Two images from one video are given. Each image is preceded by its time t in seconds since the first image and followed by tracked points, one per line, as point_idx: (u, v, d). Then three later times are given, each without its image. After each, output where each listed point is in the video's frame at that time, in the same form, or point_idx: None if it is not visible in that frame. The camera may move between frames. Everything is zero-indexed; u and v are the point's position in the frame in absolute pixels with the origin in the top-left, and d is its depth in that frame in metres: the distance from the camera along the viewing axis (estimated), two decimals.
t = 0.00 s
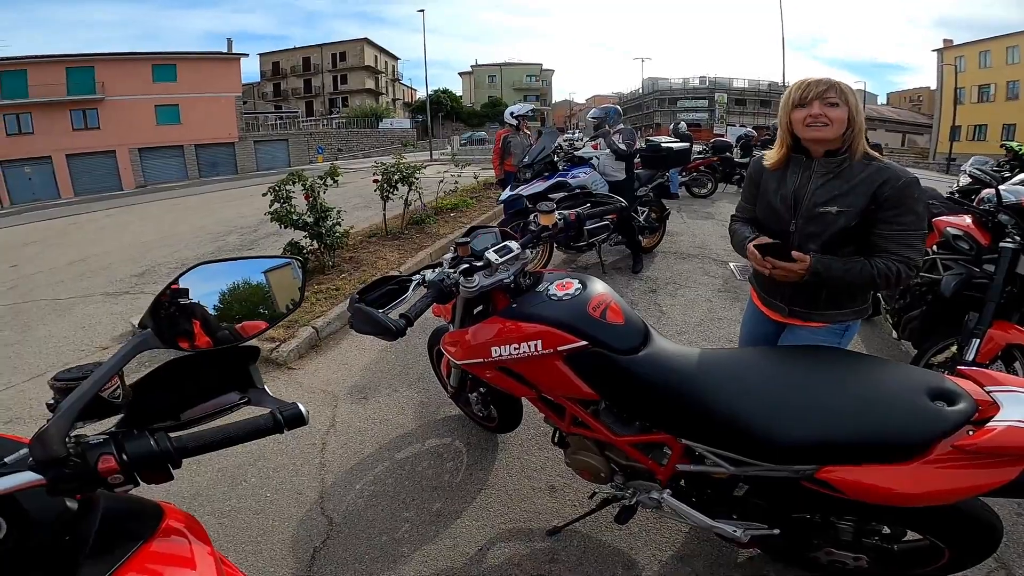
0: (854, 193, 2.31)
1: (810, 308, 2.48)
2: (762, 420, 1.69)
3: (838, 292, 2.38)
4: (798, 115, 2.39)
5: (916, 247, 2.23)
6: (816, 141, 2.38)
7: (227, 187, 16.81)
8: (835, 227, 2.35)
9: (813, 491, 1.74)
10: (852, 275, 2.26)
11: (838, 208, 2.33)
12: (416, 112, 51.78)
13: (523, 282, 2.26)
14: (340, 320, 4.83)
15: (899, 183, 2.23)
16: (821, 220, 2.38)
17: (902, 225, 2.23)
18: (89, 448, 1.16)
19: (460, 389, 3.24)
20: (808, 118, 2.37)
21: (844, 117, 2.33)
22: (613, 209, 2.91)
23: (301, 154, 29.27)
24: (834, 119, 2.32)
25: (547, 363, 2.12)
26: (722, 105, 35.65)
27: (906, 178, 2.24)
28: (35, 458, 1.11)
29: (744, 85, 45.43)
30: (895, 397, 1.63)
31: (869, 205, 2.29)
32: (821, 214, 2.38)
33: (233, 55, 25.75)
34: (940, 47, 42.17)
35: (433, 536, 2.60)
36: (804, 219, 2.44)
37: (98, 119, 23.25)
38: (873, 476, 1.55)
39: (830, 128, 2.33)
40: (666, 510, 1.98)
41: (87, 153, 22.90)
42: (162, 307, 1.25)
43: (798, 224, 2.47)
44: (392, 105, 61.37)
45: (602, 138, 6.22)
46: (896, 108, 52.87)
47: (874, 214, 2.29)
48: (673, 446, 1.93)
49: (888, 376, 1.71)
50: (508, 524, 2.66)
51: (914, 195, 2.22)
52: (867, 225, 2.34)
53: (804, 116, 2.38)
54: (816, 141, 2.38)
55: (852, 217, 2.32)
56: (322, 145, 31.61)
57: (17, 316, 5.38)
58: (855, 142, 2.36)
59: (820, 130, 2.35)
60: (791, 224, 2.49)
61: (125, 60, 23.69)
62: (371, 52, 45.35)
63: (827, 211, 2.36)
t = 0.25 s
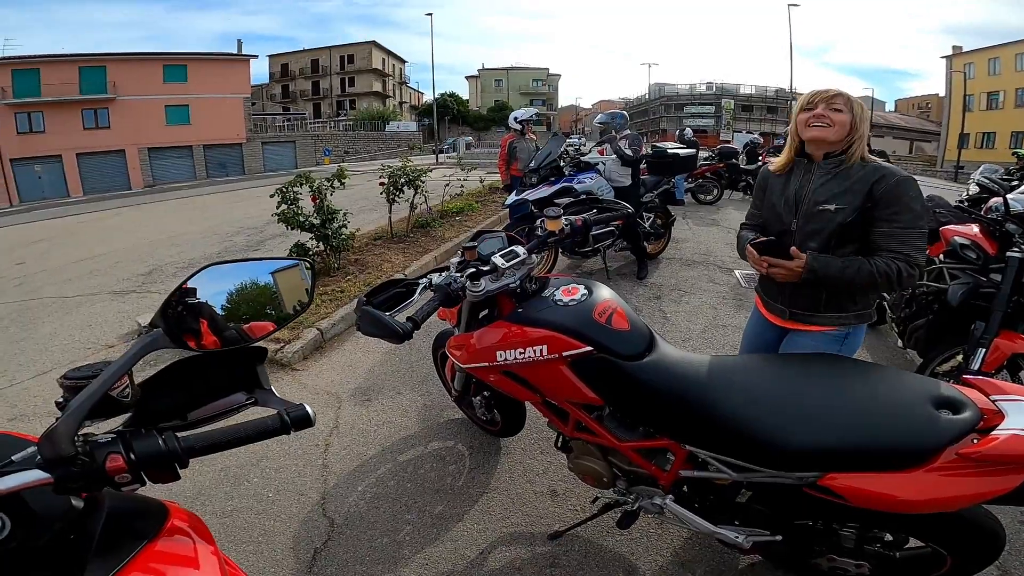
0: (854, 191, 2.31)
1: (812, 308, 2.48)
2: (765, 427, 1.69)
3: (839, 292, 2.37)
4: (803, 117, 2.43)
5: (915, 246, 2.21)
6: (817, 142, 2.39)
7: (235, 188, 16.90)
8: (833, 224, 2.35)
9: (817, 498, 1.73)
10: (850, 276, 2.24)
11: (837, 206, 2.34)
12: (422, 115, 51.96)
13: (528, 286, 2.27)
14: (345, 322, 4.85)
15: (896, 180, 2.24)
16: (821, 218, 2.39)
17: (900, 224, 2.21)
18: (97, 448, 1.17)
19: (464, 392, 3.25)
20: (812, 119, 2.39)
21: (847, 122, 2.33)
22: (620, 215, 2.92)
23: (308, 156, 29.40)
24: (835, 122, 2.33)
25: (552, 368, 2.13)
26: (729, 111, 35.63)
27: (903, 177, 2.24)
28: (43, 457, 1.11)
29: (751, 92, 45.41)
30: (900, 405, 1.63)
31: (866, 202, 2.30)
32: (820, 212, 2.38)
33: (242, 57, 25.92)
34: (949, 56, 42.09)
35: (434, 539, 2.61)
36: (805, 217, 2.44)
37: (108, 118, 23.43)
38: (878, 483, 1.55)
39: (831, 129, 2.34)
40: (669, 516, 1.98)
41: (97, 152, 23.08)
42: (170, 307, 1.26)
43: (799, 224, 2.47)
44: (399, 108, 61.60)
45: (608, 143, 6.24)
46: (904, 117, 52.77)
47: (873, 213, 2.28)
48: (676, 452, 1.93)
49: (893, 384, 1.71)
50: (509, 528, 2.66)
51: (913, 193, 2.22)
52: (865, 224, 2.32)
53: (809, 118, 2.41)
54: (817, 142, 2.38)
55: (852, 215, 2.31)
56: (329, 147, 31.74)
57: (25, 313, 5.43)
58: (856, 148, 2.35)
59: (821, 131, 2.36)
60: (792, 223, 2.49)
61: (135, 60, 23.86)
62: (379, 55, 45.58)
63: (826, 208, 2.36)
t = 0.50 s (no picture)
0: (861, 196, 2.32)
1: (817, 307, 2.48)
2: (783, 440, 1.69)
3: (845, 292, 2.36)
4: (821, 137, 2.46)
5: (916, 250, 2.21)
6: (833, 161, 2.42)
7: (252, 196, 17.13)
8: (838, 228, 2.36)
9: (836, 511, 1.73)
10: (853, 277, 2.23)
11: (843, 211, 2.35)
12: (436, 125, 52.38)
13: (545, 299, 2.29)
14: (360, 332, 4.90)
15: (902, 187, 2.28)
16: (828, 222, 2.40)
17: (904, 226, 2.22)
18: (126, 455, 1.21)
19: (478, 403, 3.27)
20: (827, 139, 2.43)
21: (861, 141, 2.34)
22: (636, 228, 2.93)
23: (323, 165, 29.71)
24: (849, 142, 2.35)
25: (568, 380, 2.14)
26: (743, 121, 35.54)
27: (909, 186, 2.26)
28: (75, 463, 1.15)
29: (765, 102, 45.27)
30: (919, 418, 1.63)
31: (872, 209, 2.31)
32: (828, 216, 2.39)
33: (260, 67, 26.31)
34: (967, 67, 41.71)
35: (446, 548, 2.62)
36: (814, 221, 2.46)
37: (130, 126, 23.90)
38: (899, 496, 1.55)
39: (843, 149, 2.37)
40: (683, 527, 1.98)
41: (117, 160, 23.51)
42: (197, 315, 1.30)
43: (808, 228, 2.48)
44: (413, 118, 62.15)
45: (621, 155, 6.26)
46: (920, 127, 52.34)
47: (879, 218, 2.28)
48: (692, 464, 1.93)
49: (912, 398, 1.71)
50: (520, 538, 2.67)
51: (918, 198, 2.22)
52: (871, 228, 2.32)
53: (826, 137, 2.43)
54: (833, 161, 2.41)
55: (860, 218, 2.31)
56: (344, 156, 32.07)
57: (47, 318, 5.53)
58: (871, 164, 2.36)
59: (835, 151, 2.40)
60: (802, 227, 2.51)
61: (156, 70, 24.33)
62: (394, 65, 46.09)
63: (834, 212, 2.38)
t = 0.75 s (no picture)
0: (880, 221, 2.32)
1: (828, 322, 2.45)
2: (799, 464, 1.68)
3: (858, 312, 2.35)
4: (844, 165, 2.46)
5: (927, 276, 2.21)
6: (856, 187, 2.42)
7: (273, 217, 17.43)
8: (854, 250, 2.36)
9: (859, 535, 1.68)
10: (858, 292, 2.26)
11: (862, 234, 2.35)
12: (453, 147, 53.02)
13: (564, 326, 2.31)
14: (377, 353, 4.94)
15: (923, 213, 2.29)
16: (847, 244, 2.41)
17: (917, 252, 2.23)
18: (161, 476, 1.23)
19: (494, 426, 3.28)
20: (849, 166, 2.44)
21: (882, 167, 2.34)
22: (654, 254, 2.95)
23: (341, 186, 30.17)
24: (870, 168, 2.35)
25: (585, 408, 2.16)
26: (759, 143, 35.55)
27: (927, 213, 2.25)
28: (112, 483, 1.20)
29: (781, 124, 45.26)
30: (940, 444, 1.60)
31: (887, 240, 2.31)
32: (847, 238, 2.40)
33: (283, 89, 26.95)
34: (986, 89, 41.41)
35: (458, 570, 2.61)
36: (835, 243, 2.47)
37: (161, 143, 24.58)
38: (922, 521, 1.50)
39: (865, 176, 2.38)
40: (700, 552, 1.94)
41: (143, 178, 24.11)
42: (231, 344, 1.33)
43: (829, 250, 2.49)
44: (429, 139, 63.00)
45: (638, 178, 6.31)
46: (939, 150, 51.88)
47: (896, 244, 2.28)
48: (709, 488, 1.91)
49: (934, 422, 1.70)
50: (534, 561, 2.65)
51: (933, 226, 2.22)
52: (888, 252, 2.31)
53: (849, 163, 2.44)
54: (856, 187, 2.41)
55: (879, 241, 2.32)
56: (362, 177, 32.55)
57: (72, 332, 5.66)
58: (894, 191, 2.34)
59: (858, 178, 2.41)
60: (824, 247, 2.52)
61: (183, 92, 25.05)
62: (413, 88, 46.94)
63: (853, 234, 2.39)
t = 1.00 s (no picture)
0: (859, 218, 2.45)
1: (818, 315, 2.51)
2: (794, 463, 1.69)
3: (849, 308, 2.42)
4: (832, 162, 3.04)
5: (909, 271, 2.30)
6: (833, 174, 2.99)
7: (262, 223, 17.33)
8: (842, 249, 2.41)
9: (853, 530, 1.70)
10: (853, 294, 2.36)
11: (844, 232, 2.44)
12: (443, 149, 52.96)
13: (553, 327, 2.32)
14: (369, 357, 4.93)
15: (893, 213, 2.86)
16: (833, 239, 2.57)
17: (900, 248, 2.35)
18: (147, 484, 1.22)
19: (488, 428, 3.29)
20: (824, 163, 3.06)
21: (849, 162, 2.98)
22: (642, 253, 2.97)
23: (331, 190, 30.10)
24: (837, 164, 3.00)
25: (577, 408, 2.15)
26: (747, 141, 35.81)
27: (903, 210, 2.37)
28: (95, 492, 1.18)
29: (769, 122, 45.59)
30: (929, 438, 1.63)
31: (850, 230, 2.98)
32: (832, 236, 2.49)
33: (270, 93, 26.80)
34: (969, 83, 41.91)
35: (455, 572, 2.60)
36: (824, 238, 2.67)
37: (143, 151, 24.32)
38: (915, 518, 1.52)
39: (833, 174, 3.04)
40: (696, 550, 1.96)
41: (130, 185, 23.91)
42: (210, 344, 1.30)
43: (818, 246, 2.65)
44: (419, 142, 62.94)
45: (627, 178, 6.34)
46: (925, 144, 52.41)
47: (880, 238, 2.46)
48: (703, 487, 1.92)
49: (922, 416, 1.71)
50: (531, 562, 2.65)
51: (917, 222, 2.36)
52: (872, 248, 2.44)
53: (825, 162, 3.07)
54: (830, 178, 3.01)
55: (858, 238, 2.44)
56: (352, 181, 32.47)
57: (60, 342, 5.60)
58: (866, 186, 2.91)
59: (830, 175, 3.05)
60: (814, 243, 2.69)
61: (169, 98, 24.87)
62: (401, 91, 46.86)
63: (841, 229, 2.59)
